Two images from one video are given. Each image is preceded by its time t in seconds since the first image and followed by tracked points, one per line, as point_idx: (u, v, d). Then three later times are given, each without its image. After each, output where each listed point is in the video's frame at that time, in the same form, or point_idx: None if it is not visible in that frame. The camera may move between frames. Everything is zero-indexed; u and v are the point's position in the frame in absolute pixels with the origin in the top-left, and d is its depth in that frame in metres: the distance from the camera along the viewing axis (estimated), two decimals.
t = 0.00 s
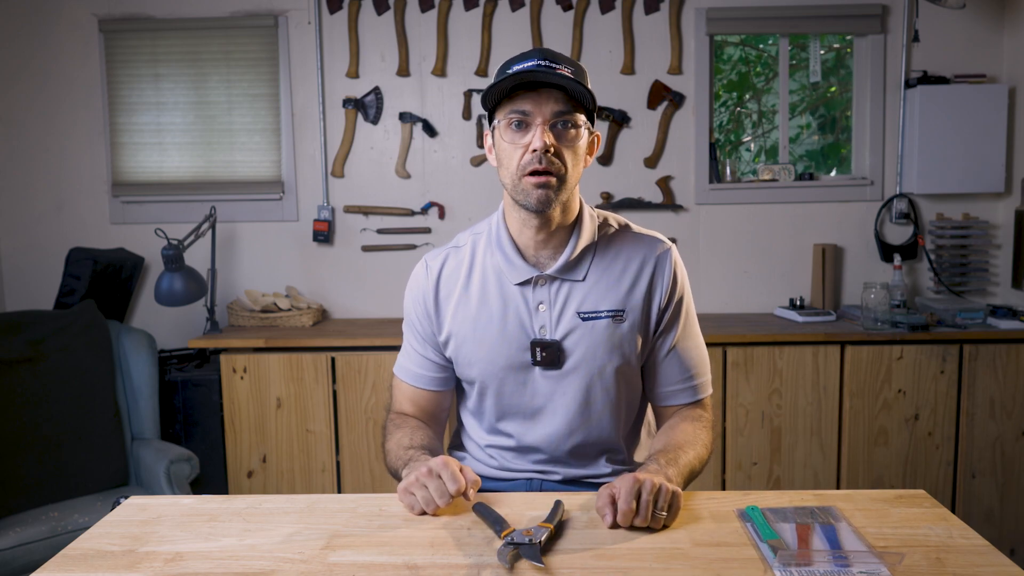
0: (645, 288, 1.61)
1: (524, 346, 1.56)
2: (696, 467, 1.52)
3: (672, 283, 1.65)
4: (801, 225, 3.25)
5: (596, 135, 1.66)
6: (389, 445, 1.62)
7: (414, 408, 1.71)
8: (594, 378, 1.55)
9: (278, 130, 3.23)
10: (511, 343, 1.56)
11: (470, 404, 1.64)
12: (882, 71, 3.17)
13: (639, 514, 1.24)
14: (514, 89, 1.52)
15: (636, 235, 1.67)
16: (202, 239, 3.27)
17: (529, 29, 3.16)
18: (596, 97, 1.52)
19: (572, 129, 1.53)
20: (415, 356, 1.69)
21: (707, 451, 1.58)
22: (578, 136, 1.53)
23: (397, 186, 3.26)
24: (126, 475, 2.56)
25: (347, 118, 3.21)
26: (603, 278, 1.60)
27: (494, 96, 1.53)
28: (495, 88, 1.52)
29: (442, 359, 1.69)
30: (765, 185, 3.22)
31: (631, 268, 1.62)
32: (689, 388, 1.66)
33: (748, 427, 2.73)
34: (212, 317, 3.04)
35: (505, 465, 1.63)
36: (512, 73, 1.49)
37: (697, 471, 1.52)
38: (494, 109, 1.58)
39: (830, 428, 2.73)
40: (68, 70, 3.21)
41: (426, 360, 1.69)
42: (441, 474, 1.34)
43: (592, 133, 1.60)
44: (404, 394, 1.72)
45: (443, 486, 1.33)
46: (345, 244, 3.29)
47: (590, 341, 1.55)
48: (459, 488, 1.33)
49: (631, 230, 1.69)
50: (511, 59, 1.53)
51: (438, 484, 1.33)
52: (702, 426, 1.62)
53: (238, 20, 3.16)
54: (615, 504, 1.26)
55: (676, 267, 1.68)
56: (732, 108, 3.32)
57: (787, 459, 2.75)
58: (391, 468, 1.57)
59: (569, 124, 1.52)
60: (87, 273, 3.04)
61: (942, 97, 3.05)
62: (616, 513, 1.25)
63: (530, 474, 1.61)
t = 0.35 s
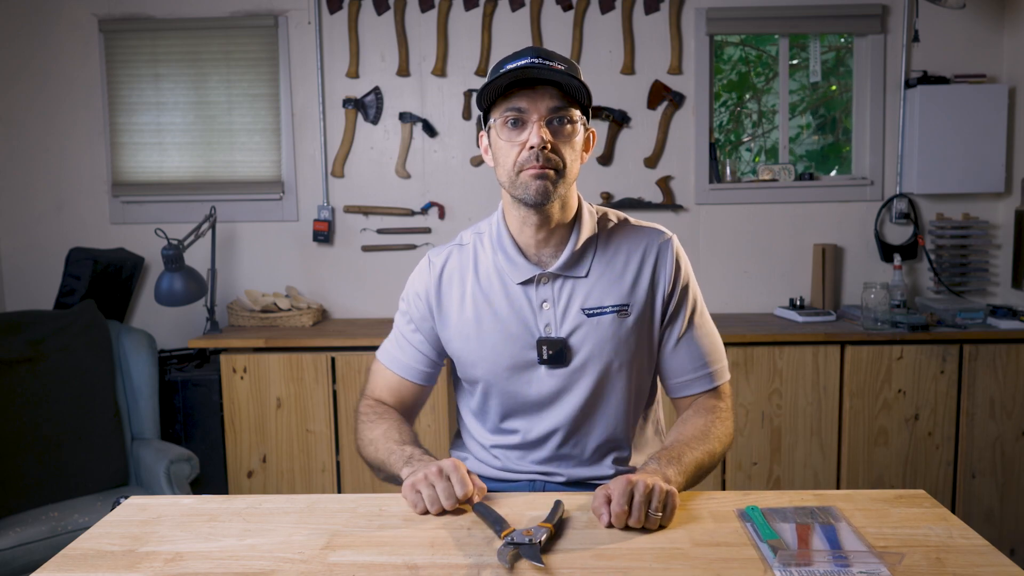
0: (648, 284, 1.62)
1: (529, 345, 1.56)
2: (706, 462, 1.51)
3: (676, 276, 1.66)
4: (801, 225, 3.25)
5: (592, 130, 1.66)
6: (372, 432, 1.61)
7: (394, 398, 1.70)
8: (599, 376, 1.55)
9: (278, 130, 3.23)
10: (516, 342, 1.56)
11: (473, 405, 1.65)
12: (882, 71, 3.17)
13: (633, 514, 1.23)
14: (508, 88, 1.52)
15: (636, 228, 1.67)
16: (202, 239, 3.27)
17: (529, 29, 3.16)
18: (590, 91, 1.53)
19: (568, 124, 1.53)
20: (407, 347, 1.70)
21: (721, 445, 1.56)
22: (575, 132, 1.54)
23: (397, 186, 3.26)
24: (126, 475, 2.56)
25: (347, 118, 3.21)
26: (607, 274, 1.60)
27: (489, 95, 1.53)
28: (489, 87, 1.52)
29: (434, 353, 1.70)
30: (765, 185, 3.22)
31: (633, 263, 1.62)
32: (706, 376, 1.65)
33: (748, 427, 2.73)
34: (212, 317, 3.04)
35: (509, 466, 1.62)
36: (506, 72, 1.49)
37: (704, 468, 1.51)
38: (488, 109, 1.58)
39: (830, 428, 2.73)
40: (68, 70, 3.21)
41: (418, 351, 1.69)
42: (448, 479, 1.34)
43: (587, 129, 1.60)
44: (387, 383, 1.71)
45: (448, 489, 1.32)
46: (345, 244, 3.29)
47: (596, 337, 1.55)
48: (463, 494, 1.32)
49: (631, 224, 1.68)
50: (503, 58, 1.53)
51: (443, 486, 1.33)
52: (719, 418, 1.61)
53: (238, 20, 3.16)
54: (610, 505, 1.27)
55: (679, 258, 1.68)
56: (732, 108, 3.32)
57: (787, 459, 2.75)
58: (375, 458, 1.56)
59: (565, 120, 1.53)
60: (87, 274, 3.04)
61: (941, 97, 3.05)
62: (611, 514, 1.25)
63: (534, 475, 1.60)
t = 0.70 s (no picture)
0: (646, 285, 1.62)
1: (527, 345, 1.56)
2: (696, 465, 1.52)
3: (672, 279, 1.66)
4: (801, 225, 3.25)
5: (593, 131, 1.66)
6: (381, 438, 1.62)
7: (404, 402, 1.70)
8: (598, 377, 1.55)
9: (278, 130, 3.23)
10: (514, 342, 1.56)
11: (470, 405, 1.64)
12: (882, 70, 3.17)
13: (637, 516, 1.24)
14: (509, 88, 1.52)
15: (635, 231, 1.67)
16: (202, 239, 3.27)
17: (529, 29, 3.16)
18: (590, 92, 1.53)
19: (569, 125, 1.53)
20: (411, 350, 1.69)
21: (706, 448, 1.58)
22: (576, 132, 1.53)
23: (397, 186, 3.26)
24: (126, 475, 2.56)
25: (347, 118, 3.21)
26: (605, 275, 1.60)
27: (489, 96, 1.53)
28: (489, 87, 1.52)
29: (436, 355, 1.69)
30: (765, 185, 3.22)
31: (631, 264, 1.62)
32: (689, 385, 1.66)
33: (748, 427, 2.73)
34: (212, 317, 3.04)
35: (508, 466, 1.62)
36: (506, 72, 1.49)
37: (694, 470, 1.51)
38: (489, 109, 1.58)
39: (830, 428, 2.73)
40: (68, 70, 3.21)
41: (420, 354, 1.69)
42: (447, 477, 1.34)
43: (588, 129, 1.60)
44: (395, 387, 1.71)
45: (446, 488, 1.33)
46: (345, 244, 3.29)
47: (593, 338, 1.55)
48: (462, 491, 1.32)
49: (630, 226, 1.69)
50: (504, 58, 1.53)
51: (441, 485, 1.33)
52: (701, 423, 1.62)
53: (238, 20, 3.16)
54: (612, 505, 1.27)
55: (675, 262, 1.68)
56: (732, 108, 3.32)
57: (787, 459, 2.75)
58: (383, 463, 1.57)
59: (565, 121, 1.53)
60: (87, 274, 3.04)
61: (942, 97, 3.05)
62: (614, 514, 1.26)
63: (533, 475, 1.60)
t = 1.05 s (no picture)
0: (647, 281, 1.61)
1: (530, 343, 1.56)
2: (702, 464, 1.51)
3: (674, 275, 1.65)
4: (801, 225, 3.25)
5: (591, 128, 1.66)
6: (390, 441, 1.62)
7: (417, 407, 1.71)
8: (600, 373, 1.55)
9: (278, 130, 3.23)
10: (517, 340, 1.56)
11: (474, 404, 1.65)
12: (882, 70, 3.17)
13: (635, 515, 1.24)
14: (505, 90, 1.53)
15: (637, 228, 1.67)
16: (202, 239, 3.27)
17: (529, 29, 3.16)
18: (586, 90, 1.52)
19: (566, 124, 1.53)
20: (420, 354, 1.69)
21: (714, 446, 1.57)
22: (573, 130, 1.53)
23: (397, 186, 3.26)
24: (126, 475, 2.56)
25: (347, 118, 3.21)
26: (606, 272, 1.60)
27: (486, 98, 1.54)
28: (486, 88, 1.52)
29: (447, 359, 1.69)
30: (765, 185, 3.22)
31: (633, 261, 1.62)
32: (697, 378, 1.64)
33: (748, 427, 2.73)
34: (212, 317, 3.04)
35: (513, 464, 1.63)
36: (502, 74, 1.50)
37: (701, 468, 1.51)
38: (487, 111, 1.58)
39: (830, 428, 2.73)
40: (68, 70, 3.21)
41: (430, 358, 1.69)
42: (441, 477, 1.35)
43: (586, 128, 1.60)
44: (408, 392, 1.71)
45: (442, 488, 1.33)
46: (345, 244, 3.29)
47: (596, 335, 1.55)
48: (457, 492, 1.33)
49: (632, 223, 1.68)
50: (500, 59, 1.53)
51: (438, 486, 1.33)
52: (712, 420, 1.61)
53: (238, 20, 3.16)
54: (611, 504, 1.27)
55: (677, 258, 1.68)
56: (732, 108, 3.32)
57: (787, 459, 2.75)
58: (389, 466, 1.57)
59: (562, 120, 1.52)
60: (87, 273, 3.04)
61: (942, 97, 3.05)
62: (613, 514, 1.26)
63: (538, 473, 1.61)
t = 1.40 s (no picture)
0: (649, 280, 1.61)
1: (532, 339, 1.56)
2: (700, 465, 1.50)
3: (675, 276, 1.65)
4: (801, 225, 3.25)
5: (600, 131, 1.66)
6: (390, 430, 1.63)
7: (417, 399, 1.71)
8: (601, 370, 1.55)
9: (278, 129, 3.23)
10: (518, 336, 1.56)
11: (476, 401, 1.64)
12: (882, 70, 3.17)
13: (636, 514, 1.24)
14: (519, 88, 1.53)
15: (640, 229, 1.67)
16: (202, 239, 3.27)
17: (529, 29, 3.16)
18: (600, 93, 1.53)
19: (578, 125, 1.53)
20: (422, 348, 1.69)
21: (710, 447, 1.56)
22: (585, 132, 1.54)
23: (397, 186, 3.26)
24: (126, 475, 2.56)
25: (347, 118, 3.21)
26: (609, 270, 1.60)
27: (500, 97, 1.53)
28: (501, 87, 1.51)
29: (449, 352, 1.69)
30: (765, 185, 3.22)
31: (635, 260, 1.62)
32: (694, 379, 1.64)
33: (748, 427, 2.73)
34: (213, 317, 3.04)
35: (511, 462, 1.62)
36: (519, 74, 1.49)
37: (699, 470, 1.50)
38: (500, 108, 1.58)
39: (830, 428, 2.73)
40: (68, 70, 3.21)
41: (432, 351, 1.69)
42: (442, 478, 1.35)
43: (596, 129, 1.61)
44: (409, 384, 1.72)
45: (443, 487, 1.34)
46: (345, 244, 3.29)
47: (597, 332, 1.55)
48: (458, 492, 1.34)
49: (635, 225, 1.68)
50: (514, 58, 1.53)
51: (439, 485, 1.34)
52: (707, 421, 1.60)
53: (238, 20, 3.16)
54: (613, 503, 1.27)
55: (679, 259, 1.68)
56: (732, 108, 3.32)
57: (787, 459, 2.75)
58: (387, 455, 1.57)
59: (575, 121, 1.53)
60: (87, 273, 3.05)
61: (942, 97, 3.05)
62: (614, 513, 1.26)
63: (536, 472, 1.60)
